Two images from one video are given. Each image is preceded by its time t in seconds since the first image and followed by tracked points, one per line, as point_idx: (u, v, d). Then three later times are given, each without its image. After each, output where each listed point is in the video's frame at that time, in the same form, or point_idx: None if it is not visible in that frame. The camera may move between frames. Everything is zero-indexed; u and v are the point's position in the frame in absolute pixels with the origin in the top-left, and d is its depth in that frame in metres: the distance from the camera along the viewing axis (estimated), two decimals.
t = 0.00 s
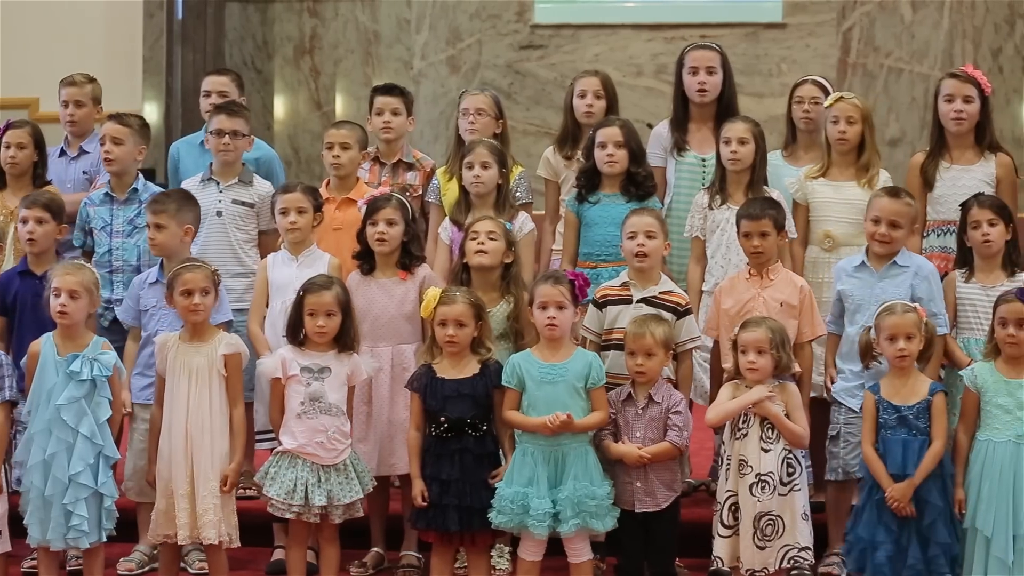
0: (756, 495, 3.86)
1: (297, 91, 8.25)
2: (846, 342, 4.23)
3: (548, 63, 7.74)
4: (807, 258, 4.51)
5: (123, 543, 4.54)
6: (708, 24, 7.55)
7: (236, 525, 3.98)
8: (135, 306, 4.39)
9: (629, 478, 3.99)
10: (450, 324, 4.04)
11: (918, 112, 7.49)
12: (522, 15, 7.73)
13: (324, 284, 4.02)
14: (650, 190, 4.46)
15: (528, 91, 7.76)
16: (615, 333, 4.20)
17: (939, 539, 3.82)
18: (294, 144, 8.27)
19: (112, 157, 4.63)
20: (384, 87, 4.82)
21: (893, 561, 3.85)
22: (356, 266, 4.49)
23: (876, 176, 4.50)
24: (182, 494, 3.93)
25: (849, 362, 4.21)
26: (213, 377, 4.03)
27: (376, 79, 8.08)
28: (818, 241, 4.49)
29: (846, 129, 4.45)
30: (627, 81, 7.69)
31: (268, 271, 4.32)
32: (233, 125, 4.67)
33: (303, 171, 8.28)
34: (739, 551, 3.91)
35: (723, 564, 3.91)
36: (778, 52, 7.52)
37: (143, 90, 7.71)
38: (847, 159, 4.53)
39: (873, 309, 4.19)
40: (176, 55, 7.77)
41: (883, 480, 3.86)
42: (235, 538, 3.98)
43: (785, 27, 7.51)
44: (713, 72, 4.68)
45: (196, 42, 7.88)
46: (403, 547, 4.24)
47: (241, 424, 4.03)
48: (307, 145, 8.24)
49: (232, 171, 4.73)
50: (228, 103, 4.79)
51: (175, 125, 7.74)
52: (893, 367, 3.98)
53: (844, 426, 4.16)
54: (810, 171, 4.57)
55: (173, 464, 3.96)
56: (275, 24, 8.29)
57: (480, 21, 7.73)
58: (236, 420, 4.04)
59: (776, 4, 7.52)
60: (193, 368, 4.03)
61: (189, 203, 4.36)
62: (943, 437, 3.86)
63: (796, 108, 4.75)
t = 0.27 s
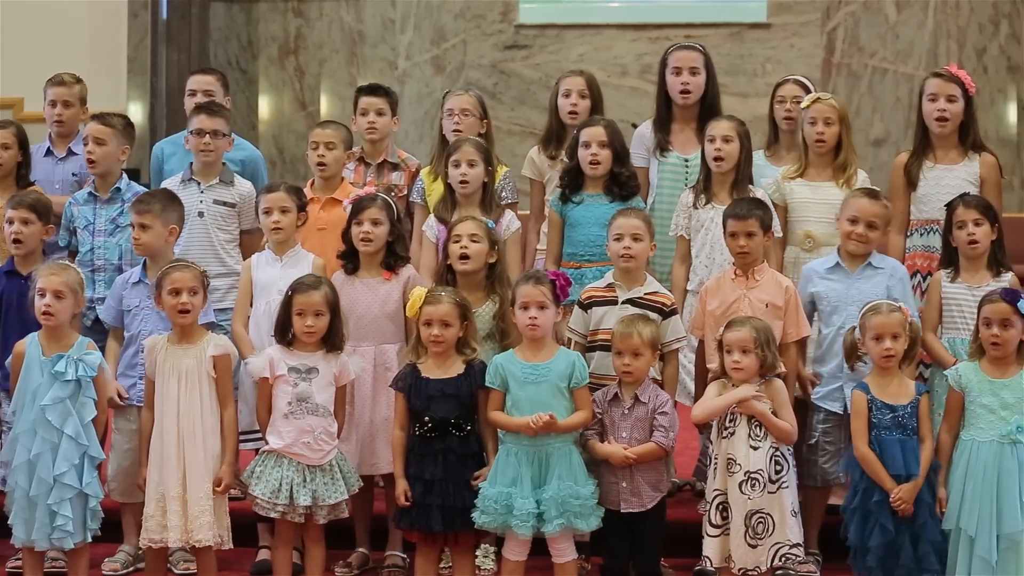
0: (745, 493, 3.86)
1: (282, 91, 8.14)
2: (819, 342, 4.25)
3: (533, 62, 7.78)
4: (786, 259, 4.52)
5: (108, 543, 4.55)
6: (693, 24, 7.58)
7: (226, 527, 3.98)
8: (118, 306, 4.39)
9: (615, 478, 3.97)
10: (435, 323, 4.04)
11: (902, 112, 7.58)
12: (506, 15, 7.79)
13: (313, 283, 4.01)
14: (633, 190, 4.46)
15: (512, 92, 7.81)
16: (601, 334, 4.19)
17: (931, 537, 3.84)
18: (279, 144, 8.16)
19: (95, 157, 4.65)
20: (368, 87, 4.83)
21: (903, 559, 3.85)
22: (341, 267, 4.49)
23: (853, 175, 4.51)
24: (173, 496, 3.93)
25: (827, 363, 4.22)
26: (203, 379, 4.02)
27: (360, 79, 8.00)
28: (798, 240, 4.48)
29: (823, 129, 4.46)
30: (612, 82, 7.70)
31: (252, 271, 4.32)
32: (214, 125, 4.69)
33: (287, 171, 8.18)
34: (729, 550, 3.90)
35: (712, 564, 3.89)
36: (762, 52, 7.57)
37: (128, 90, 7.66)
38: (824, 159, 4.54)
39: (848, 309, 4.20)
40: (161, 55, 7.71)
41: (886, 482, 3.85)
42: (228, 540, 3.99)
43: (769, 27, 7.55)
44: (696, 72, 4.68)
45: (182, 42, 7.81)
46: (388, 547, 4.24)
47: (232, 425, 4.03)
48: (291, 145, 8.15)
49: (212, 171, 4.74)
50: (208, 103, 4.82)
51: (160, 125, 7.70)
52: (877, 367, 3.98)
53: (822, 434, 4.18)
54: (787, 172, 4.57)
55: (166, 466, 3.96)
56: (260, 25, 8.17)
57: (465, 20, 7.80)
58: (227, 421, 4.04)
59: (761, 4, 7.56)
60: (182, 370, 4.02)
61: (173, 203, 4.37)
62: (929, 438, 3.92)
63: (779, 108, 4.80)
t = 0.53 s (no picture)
0: (731, 493, 3.86)
1: (271, 91, 8.14)
2: (799, 346, 4.24)
3: (522, 62, 7.78)
4: (773, 259, 4.52)
5: (97, 543, 4.55)
6: (682, 24, 7.58)
7: (216, 527, 3.99)
8: (103, 306, 4.39)
9: (605, 478, 3.96)
10: (425, 322, 4.03)
11: (891, 112, 7.61)
12: (495, 15, 7.78)
13: (307, 283, 4.01)
14: (623, 190, 4.46)
15: (501, 91, 7.82)
16: (592, 336, 4.20)
17: (920, 534, 3.91)
18: (268, 144, 8.18)
19: (84, 158, 4.65)
20: (358, 88, 4.83)
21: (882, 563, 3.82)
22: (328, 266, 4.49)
23: (839, 173, 4.50)
24: (157, 497, 3.93)
25: (807, 367, 4.21)
26: (188, 378, 4.02)
27: (349, 79, 8.01)
28: (786, 240, 4.49)
29: (808, 128, 4.47)
30: (601, 82, 7.70)
31: (241, 271, 4.32)
32: (201, 125, 4.68)
33: (277, 171, 8.17)
34: (713, 550, 3.91)
35: (697, 561, 3.91)
36: (751, 52, 7.58)
37: (117, 90, 7.56)
38: (809, 158, 4.54)
39: (824, 312, 4.22)
40: (151, 56, 7.62)
41: (892, 482, 3.84)
42: (223, 539, 4.01)
43: (758, 27, 7.58)
44: (684, 72, 4.69)
45: (170, 42, 7.75)
46: (378, 547, 4.25)
47: (217, 424, 4.03)
48: (281, 146, 8.16)
49: (201, 171, 4.74)
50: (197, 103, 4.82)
51: (149, 125, 7.58)
52: (866, 366, 3.98)
53: (805, 433, 4.17)
54: (772, 172, 4.59)
55: (149, 464, 3.96)
56: (249, 24, 8.17)
57: (454, 20, 7.80)
58: (212, 421, 4.04)
59: (750, 4, 7.57)
60: (168, 369, 4.03)
61: (162, 204, 4.38)
62: (916, 435, 4.00)
63: (767, 107, 4.80)
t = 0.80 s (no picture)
0: (720, 493, 3.86)
1: (261, 91, 8.14)
2: (791, 346, 4.24)
3: (512, 63, 7.78)
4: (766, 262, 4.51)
5: (87, 543, 4.54)
6: (673, 24, 7.59)
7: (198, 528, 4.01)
8: (94, 307, 4.39)
9: (595, 479, 3.96)
10: (415, 321, 4.03)
11: (882, 112, 7.62)
12: (486, 15, 7.78)
13: (300, 283, 4.01)
14: (615, 190, 4.47)
15: (491, 92, 7.82)
16: (585, 335, 4.18)
17: (908, 539, 3.86)
18: (259, 144, 8.17)
19: (74, 157, 4.65)
20: (348, 88, 4.84)
21: (865, 562, 3.85)
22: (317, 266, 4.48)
23: (830, 172, 4.50)
24: (135, 495, 3.93)
25: (798, 366, 4.22)
26: (170, 377, 4.03)
27: (339, 80, 7.99)
28: (779, 241, 4.50)
29: (798, 128, 4.46)
30: (592, 82, 7.70)
31: (231, 271, 4.31)
32: (192, 124, 4.71)
33: (267, 171, 8.16)
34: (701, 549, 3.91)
35: (685, 560, 3.92)
36: (742, 52, 7.59)
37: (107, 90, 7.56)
38: (800, 158, 4.54)
39: (818, 312, 4.22)
40: (141, 56, 7.61)
41: (862, 482, 3.86)
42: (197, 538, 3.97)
43: (749, 27, 7.58)
44: (674, 71, 4.70)
45: (160, 42, 7.76)
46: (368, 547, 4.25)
47: (198, 423, 4.05)
48: (271, 146, 8.14)
49: (194, 170, 4.75)
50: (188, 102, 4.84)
51: (140, 125, 7.60)
52: (861, 368, 3.99)
53: (800, 435, 4.18)
54: (764, 173, 4.58)
55: (128, 462, 3.96)
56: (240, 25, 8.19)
57: (444, 20, 7.79)
58: (193, 420, 4.05)
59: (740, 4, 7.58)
60: (149, 366, 4.03)
61: (150, 203, 4.39)
62: (911, 439, 3.89)
63: (758, 106, 4.79)
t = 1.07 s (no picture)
0: (714, 494, 3.85)
1: (253, 90, 8.11)
2: (799, 345, 4.26)
3: (503, 63, 7.79)
4: (767, 259, 4.52)
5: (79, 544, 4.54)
6: (664, 24, 7.59)
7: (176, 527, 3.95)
8: (84, 308, 4.40)
9: (585, 479, 3.95)
10: (408, 322, 4.03)
11: (873, 112, 7.63)
12: (477, 15, 7.80)
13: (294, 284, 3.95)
14: (607, 189, 4.48)
15: (482, 92, 7.82)
16: (576, 335, 4.18)
17: (885, 541, 3.83)
18: (250, 144, 8.15)
19: (66, 155, 4.66)
20: (339, 88, 4.83)
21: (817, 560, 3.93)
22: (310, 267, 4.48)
23: (832, 172, 4.52)
24: (115, 493, 3.93)
25: (806, 365, 4.25)
26: (151, 375, 4.02)
27: (331, 80, 7.98)
28: (778, 241, 4.49)
29: (801, 129, 4.47)
30: (583, 82, 7.70)
31: (222, 271, 4.30)
32: (187, 123, 4.70)
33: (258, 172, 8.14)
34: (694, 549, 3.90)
35: (677, 561, 3.90)
36: (733, 52, 7.60)
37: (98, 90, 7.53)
38: (802, 158, 4.55)
39: (829, 312, 4.22)
40: (132, 56, 7.64)
41: (836, 481, 3.87)
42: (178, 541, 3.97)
43: (740, 27, 7.60)
44: (662, 72, 4.69)
45: (152, 42, 7.79)
46: (359, 547, 4.26)
47: (177, 424, 4.04)
48: (262, 146, 8.13)
49: (189, 170, 4.74)
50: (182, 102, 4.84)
51: (130, 125, 7.58)
52: (857, 368, 3.97)
53: (805, 434, 4.16)
54: (766, 173, 4.58)
55: (109, 461, 3.96)
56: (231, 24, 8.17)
57: (436, 20, 7.82)
58: (172, 420, 4.03)
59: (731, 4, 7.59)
60: (131, 365, 4.03)
61: (139, 203, 4.39)
62: (893, 437, 3.85)
63: (750, 107, 4.74)
